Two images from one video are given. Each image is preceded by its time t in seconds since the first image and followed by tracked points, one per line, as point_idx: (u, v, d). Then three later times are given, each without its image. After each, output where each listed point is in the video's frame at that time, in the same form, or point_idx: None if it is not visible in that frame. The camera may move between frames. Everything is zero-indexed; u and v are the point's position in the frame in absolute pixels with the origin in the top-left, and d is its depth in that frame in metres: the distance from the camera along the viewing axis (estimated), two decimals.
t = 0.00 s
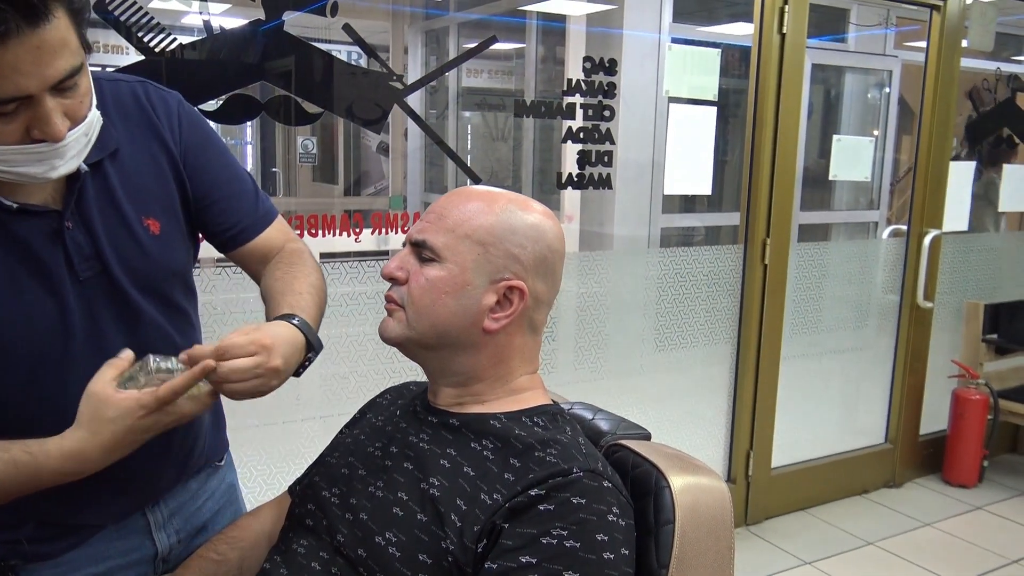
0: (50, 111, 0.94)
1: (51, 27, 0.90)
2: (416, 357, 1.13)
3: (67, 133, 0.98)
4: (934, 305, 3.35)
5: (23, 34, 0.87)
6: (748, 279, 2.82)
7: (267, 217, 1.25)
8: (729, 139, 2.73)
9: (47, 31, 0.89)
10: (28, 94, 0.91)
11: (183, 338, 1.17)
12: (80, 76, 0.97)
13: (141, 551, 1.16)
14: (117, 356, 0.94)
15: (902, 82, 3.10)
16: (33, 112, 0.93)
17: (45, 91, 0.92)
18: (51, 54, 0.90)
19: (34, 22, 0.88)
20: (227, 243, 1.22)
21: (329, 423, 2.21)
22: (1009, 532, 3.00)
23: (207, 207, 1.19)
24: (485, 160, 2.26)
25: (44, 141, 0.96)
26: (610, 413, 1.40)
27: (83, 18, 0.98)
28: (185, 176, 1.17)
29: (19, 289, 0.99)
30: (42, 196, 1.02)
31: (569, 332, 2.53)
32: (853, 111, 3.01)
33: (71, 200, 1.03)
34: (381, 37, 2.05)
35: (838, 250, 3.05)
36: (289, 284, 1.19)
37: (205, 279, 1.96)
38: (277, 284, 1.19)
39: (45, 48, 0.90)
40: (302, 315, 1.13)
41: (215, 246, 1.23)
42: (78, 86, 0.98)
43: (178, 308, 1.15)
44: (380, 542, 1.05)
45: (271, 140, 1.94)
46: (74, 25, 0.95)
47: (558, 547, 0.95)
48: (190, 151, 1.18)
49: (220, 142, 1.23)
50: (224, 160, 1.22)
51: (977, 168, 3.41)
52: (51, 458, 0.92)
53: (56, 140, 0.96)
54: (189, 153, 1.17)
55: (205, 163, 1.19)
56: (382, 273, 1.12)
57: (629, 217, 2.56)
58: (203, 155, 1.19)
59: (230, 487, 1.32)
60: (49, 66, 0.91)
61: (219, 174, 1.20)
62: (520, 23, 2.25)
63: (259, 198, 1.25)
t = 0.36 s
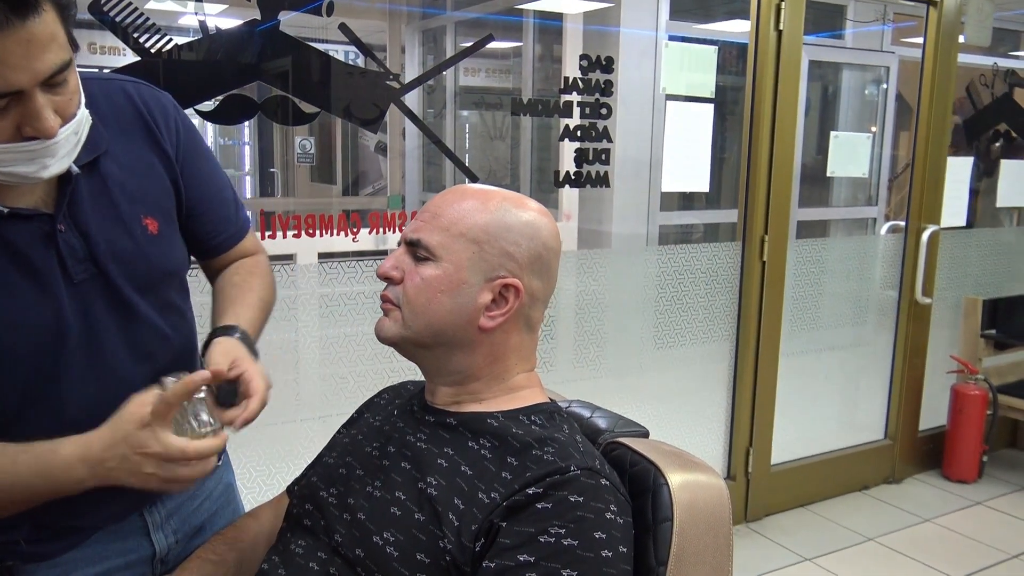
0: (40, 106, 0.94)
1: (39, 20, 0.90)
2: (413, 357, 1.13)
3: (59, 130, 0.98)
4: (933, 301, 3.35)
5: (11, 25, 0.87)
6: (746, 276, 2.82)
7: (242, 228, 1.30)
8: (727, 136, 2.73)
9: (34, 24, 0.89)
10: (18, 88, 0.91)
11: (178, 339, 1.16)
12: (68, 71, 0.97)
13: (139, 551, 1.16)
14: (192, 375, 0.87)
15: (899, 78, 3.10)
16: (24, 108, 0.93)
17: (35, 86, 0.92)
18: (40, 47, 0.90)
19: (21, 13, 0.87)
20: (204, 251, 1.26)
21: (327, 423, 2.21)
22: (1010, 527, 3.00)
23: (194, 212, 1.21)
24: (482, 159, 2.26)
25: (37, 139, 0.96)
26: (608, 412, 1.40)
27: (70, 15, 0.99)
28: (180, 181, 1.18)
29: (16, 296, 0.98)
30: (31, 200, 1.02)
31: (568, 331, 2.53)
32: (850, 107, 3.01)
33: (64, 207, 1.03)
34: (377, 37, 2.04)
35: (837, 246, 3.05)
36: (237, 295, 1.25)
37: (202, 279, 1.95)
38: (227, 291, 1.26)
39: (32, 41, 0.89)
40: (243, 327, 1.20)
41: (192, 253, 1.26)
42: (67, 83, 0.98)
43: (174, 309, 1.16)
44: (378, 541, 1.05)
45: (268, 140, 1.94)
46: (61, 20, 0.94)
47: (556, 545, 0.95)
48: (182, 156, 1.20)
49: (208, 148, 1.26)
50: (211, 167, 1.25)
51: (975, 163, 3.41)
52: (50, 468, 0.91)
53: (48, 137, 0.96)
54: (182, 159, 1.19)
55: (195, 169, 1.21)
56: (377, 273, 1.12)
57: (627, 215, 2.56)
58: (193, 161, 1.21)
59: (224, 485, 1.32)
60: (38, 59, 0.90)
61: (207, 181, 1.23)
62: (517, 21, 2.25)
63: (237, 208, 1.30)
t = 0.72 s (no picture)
0: (50, 152, 0.93)
1: (45, 67, 0.88)
2: (405, 357, 1.13)
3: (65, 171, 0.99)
4: (926, 300, 3.36)
5: (21, 77, 0.85)
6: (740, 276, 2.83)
7: (225, 244, 1.26)
8: (721, 135, 2.74)
9: (40, 69, 0.87)
10: (30, 139, 0.90)
11: (175, 347, 1.19)
12: (67, 110, 0.96)
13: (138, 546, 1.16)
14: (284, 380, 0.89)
15: (893, 77, 3.10)
16: (31, 154, 0.92)
17: (44, 132, 0.91)
18: (47, 93, 0.89)
19: (28, 62, 0.85)
20: (185, 267, 1.23)
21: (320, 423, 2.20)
22: (1003, 525, 3.01)
23: (171, 226, 1.19)
24: (477, 158, 2.26)
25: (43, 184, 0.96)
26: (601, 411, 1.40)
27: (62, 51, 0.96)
28: (156, 197, 1.17)
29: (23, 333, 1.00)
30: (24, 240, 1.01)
31: (562, 331, 2.53)
32: (844, 106, 3.02)
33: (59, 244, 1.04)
34: (372, 36, 2.04)
35: (830, 245, 3.06)
36: (238, 326, 1.22)
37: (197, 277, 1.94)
38: (235, 328, 1.21)
39: (40, 89, 0.88)
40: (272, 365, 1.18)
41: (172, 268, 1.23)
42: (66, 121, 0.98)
43: (164, 325, 1.17)
44: (371, 541, 1.05)
45: (262, 139, 1.94)
46: (59, 61, 0.92)
47: (549, 544, 0.95)
48: (157, 166, 1.18)
49: (188, 160, 1.24)
50: (191, 179, 1.23)
51: (968, 162, 3.42)
52: (69, 493, 0.88)
53: (56, 179, 0.97)
54: (159, 174, 1.18)
55: (172, 180, 1.19)
56: (370, 273, 1.13)
57: (621, 214, 2.56)
58: (169, 172, 1.19)
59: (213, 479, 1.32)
60: (45, 106, 0.89)
61: (185, 192, 1.21)
62: (511, 20, 2.25)
63: (220, 223, 1.26)
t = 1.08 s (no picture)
0: (83, 198, 0.96)
1: (76, 117, 0.91)
2: (405, 355, 1.13)
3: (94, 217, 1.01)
4: (926, 301, 3.37)
5: (57, 129, 0.88)
6: (739, 278, 2.83)
7: (233, 256, 1.32)
8: (721, 135, 2.74)
9: (73, 119, 0.90)
10: (66, 187, 0.92)
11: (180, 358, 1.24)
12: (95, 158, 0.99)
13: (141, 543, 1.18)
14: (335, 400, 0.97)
15: (893, 78, 3.10)
16: (65, 203, 0.94)
17: (76, 180, 0.94)
18: (79, 143, 0.92)
19: (62, 114, 0.88)
20: (194, 280, 1.29)
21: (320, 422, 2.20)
22: (1001, 527, 3.01)
23: (182, 242, 1.25)
24: (477, 158, 2.26)
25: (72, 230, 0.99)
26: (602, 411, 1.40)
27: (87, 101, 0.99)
28: (170, 216, 1.23)
29: (49, 361, 1.03)
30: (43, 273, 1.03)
31: (563, 332, 2.54)
32: (844, 107, 3.02)
33: (79, 276, 1.07)
34: (372, 34, 2.04)
35: (830, 247, 3.06)
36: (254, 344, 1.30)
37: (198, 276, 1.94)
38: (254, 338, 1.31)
39: (74, 137, 0.91)
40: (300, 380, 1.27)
41: (181, 281, 1.29)
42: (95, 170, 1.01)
43: (170, 339, 1.22)
44: (371, 538, 1.05)
45: (263, 138, 1.94)
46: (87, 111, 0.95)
47: (550, 543, 0.95)
48: (169, 184, 1.23)
49: (197, 174, 1.29)
50: (201, 194, 1.28)
51: (968, 164, 3.42)
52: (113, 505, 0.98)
53: (87, 225, 0.99)
54: (173, 194, 1.23)
55: (184, 199, 1.25)
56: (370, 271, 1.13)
57: (622, 215, 2.57)
58: (181, 191, 1.25)
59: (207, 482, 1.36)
60: (77, 153, 0.92)
61: (196, 208, 1.26)
62: (511, 19, 2.25)
63: (229, 237, 1.33)
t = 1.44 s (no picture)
0: (103, 205, 0.97)
1: (103, 125, 0.93)
2: (408, 358, 1.13)
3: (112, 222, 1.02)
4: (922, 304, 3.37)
5: (85, 136, 0.90)
6: (738, 284, 2.84)
7: (236, 260, 1.33)
8: (719, 138, 2.74)
9: (100, 126, 0.92)
10: (89, 194, 0.94)
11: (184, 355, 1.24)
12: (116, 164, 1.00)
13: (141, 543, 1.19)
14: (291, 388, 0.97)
15: (891, 81, 3.11)
16: (87, 207, 0.96)
17: (100, 186, 0.95)
18: (104, 150, 0.93)
19: (92, 121, 0.90)
20: (198, 284, 1.30)
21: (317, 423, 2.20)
22: (998, 530, 3.02)
23: (191, 248, 1.25)
24: (475, 159, 2.26)
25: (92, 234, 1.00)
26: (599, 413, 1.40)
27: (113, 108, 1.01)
28: (183, 222, 1.23)
29: (52, 365, 1.03)
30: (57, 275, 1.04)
31: (561, 334, 2.54)
32: (842, 110, 3.02)
33: (88, 278, 1.07)
34: (372, 35, 2.04)
35: (827, 249, 3.06)
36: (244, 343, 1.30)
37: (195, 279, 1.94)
38: (242, 333, 1.31)
39: (99, 146, 0.92)
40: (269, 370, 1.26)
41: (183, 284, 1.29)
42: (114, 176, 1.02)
43: (175, 343, 1.21)
44: (369, 540, 1.05)
45: (261, 138, 1.93)
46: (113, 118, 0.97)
47: (548, 545, 0.95)
48: (185, 192, 1.24)
49: (206, 179, 1.30)
50: (210, 199, 1.29)
51: (965, 167, 3.43)
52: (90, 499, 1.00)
53: (105, 229, 1.00)
54: (185, 200, 1.24)
55: (195, 206, 1.25)
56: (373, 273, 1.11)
57: (620, 216, 2.57)
58: (194, 198, 1.26)
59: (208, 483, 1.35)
60: (103, 159, 0.93)
61: (207, 215, 1.27)
62: (511, 21, 2.25)
63: (234, 240, 1.34)
